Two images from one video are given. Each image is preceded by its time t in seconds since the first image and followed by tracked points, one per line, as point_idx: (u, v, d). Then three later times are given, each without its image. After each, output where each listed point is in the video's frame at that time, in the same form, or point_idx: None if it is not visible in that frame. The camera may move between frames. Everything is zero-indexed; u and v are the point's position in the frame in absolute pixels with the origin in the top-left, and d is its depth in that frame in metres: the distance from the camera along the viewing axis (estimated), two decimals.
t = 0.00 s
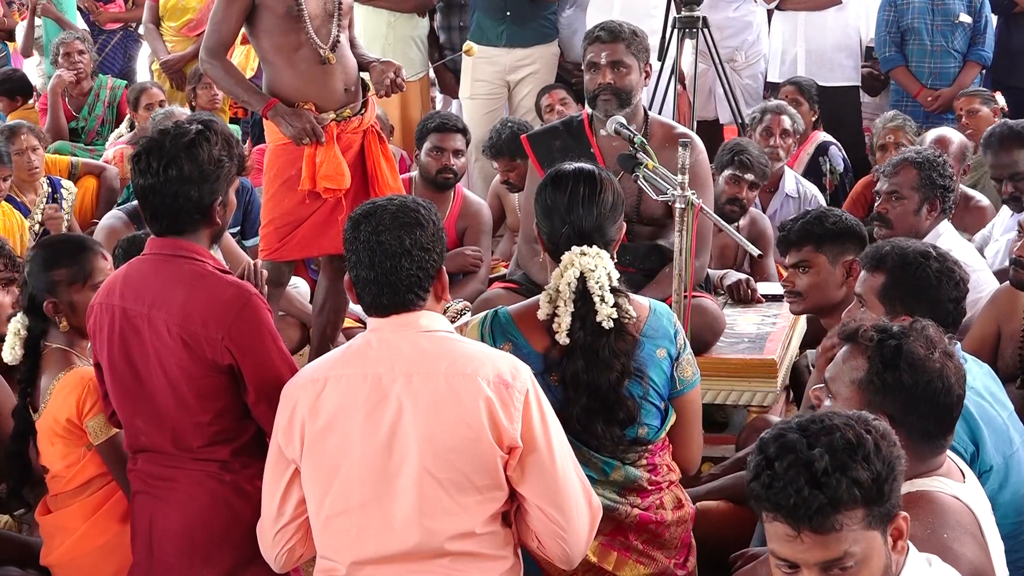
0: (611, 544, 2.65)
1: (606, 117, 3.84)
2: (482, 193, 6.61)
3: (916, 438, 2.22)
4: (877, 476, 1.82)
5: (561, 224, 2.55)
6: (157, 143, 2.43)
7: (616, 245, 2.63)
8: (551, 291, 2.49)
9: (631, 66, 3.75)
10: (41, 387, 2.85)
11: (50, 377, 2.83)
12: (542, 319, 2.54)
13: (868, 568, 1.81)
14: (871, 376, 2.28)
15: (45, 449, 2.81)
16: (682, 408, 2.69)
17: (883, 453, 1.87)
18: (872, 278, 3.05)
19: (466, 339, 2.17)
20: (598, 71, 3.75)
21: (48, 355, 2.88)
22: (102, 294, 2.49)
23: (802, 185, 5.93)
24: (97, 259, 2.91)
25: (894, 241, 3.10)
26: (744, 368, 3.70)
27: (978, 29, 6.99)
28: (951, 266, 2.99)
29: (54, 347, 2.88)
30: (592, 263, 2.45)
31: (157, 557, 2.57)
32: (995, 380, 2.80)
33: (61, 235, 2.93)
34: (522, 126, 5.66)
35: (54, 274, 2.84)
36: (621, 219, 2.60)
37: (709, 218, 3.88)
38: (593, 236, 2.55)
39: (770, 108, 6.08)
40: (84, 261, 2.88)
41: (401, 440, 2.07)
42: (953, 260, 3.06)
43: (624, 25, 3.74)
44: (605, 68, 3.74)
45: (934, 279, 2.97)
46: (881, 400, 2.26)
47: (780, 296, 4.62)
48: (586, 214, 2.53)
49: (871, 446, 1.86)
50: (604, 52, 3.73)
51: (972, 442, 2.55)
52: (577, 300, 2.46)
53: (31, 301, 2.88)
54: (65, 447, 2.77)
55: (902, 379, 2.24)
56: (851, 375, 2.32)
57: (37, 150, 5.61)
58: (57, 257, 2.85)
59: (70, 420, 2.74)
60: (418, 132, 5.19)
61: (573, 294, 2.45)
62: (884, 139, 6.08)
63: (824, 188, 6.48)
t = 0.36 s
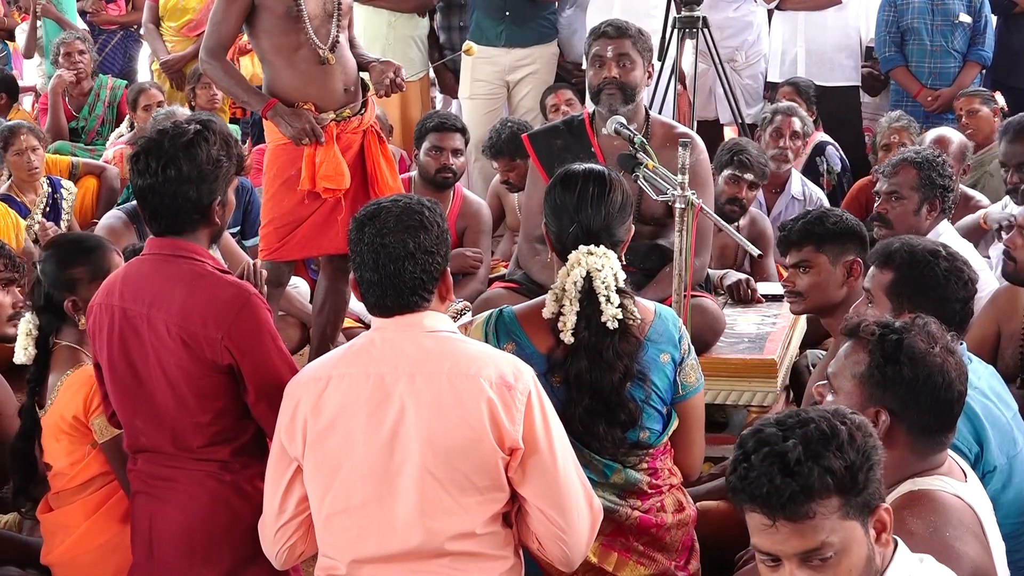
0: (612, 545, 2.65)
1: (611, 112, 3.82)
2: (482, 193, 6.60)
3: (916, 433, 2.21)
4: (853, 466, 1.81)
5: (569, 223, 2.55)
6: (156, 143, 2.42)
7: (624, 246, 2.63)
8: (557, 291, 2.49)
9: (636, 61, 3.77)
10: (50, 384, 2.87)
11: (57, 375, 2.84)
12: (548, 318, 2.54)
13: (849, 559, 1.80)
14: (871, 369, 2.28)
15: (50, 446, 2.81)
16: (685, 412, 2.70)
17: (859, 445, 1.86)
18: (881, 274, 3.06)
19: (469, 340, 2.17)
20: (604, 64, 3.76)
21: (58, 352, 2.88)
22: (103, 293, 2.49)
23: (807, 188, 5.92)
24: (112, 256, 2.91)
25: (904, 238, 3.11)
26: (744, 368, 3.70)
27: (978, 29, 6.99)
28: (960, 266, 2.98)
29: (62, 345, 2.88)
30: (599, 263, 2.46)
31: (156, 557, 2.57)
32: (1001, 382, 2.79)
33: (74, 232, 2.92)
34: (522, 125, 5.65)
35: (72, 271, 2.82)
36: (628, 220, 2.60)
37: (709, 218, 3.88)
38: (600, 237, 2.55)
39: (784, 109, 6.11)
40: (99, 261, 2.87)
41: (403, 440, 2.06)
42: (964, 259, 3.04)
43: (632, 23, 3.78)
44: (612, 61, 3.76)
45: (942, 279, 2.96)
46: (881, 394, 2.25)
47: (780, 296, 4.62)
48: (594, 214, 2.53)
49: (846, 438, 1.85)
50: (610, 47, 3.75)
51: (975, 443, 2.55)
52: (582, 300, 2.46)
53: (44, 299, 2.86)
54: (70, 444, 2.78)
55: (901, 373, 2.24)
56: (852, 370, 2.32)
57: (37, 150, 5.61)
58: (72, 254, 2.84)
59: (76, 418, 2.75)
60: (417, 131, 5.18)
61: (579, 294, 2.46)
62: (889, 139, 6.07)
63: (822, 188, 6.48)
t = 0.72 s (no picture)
0: (613, 545, 2.64)
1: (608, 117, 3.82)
2: (482, 193, 6.60)
3: (917, 430, 2.21)
4: (750, 500, 1.58)
5: (571, 222, 2.55)
6: (155, 143, 2.42)
7: (626, 246, 2.63)
8: (560, 290, 2.48)
9: (633, 66, 3.75)
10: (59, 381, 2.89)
11: (68, 373, 2.86)
12: (551, 318, 2.53)
13: None
14: (876, 362, 2.26)
15: (57, 442, 2.83)
16: (687, 413, 2.70)
17: (787, 476, 1.59)
18: (882, 274, 3.05)
19: (473, 340, 2.16)
20: (602, 71, 3.74)
21: (68, 349, 2.88)
22: (104, 292, 2.48)
23: (809, 189, 5.91)
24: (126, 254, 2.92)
25: (907, 238, 3.10)
26: (744, 367, 3.70)
27: (978, 29, 6.99)
28: (960, 269, 2.99)
29: (73, 341, 2.87)
30: (602, 262, 2.45)
31: (157, 557, 2.56)
32: (998, 381, 2.78)
33: (88, 231, 2.93)
34: (522, 125, 5.65)
35: (86, 268, 2.83)
36: (631, 219, 2.60)
37: (708, 218, 3.88)
38: (602, 236, 2.54)
39: (786, 109, 6.03)
40: (112, 260, 2.88)
41: (405, 440, 2.06)
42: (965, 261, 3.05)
43: (627, 26, 3.77)
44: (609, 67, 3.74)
45: (942, 281, 2.97)
46: (884, 389, 2.23)
47: (780, 296, 4.62)
48: (596, 214, 2.53)
49: (766, 467, 1.60)
50: (607, 53, 3.74)
51: (977, 446, 2.55)
52: (586, 299, 2.46)
53: (57, 297, 2.86)
54: (77, 440, 2.80)
55: (905, 369, 2.22)
56: (856, 363, 2.30)
57: (38, 150, 5.61)
58: (86, 252, 2.84)
59: (86, 414, 2.77)
60: (416, 131, 5.17)
61: (582, 293, 2.45)
62: (891, 138, 6.07)
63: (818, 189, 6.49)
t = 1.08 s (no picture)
0: (612, 542, 2.62)
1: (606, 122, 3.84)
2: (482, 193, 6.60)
3: (903, 425, 2.20)
4: (711, 509, 1.68)
5: (574, 222, 2.55)
6: (156, 144, 2.42)
7: (628, 245, 2.63)
8: (562, 289, 2.47)
9: (631, 69, 3.75)
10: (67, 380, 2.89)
11: (76, 373, 2.85)
12: (553, 316, 2.53)
13: None
14: (864, 354, 2.25)
15: (63, 440, 2.84)
16: (687, 411, 2.69)
17: (745, 483, 1.68)
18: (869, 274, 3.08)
19: (476, 341, 2.16)
20: (598, 74, 3.74)
21: (77, 349, 2.88)
22: (104, 292, 2.48)
23: (810, 190, 5.91)
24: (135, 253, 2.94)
25: (899, 238, 3.10)
26: (743, 367, 3.70)
27: (978, 29, 6.99)
28: (938, 271, 2.98)
29: (82, 340, 2.87)
30: (603, 262, 2.45)
31: (157, 557, 2.56)
32: (998, 381, 2.77)
33: (96, 231, 2.93)
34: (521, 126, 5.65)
35: (98, 267, 2.84)
36: (632, 219, 2.60)
37: (708, 218, 3.88)
38: (603, 235, 2.54)
39: (791, 110, 5.89)
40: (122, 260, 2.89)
41: (408, 441, 2.06)
42: (955, 266, 3.02)
43: (623, 29, 3.75)
44: (606, 71, 3.74)
45: (915, 280, 2.99)
46: (870, 380, 2.22)
47: (780, 296, 4.62)
48: (598, 213, 2.53)
49: (724, 476, 1.70)
50: (604, 56, 3.73)
51: (974, 447, 2.55)
52: (587, 298, 2.46)
53: (67, 296, 2.86)
54: (83, 438, 2.81)
55: (888, 361, 2.20)
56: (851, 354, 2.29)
57: (38, 150, 5.62)
58: (98, 252, 2.85)
59: (94, 413, 2.78)
60: (415, 130, 5.16)
61: (584, 293, 2.45)
62: (892, 139, 6.08)
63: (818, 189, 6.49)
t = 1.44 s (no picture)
0: (614, 534, 2.63)
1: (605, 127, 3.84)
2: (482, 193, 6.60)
3: (900, 424, 2.20)
4: (707, 507, 1.68)
5: (583, 222, 2.55)
6: (158, 143, 2.42)
7: (635, 245, 2.64)
8: (570, 284, 2.49)
9: (631, 76, 3.74)
10: (69, 382, 2.86)
11: (79, 375, 2.83)
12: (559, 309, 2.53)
13: None
14: (860, 351, 2.27)
15: (65, 441, 2.84)
16: (688, 411, 2.70)
17: (741, 482, 1.68)
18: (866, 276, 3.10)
19: (477, 341, 2.16)
20: (600, 83, 3.73)
21: (79, 349, 2.85)
22: (104, 292, 2.48)
23: (813, 192, 5.91)
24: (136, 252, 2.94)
25: (895, 240, 3.11)
26: (743, 368, 3.70)
27: (978, 29, 6.99)
28: (930, 274, 2.98)
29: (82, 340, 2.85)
30: (611, 259, 2.46)
31: (157, 557, 2.56)
32: (997, 381, 2.77)
33: (94, 231, 2.94)
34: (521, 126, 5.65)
35: (101, 267, 2.85)
36: (640, 219, 2.61)
37: (708, 219, 3.87)
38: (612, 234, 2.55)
39: (796, 112, 5.83)
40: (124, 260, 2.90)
41: (408, 440, 2.06)
42: (950, 269, 3.00)
43: (622, 32, 3.73)
44: (607, 80, 3.72)
45: (907, 282, 2.99)
46: (866, 377, 2.24)
47: (781, 296, 4.61)
48: (607, 213, 2.53)
49: (721, 474, 1.70)
50: (604, 66, 3.70)
51: (973, 449, 2.55)
52: (595, 294, 2.47)
53: (70, 297, 2.86)
54: (85, 439, 2.80)
55: (881, 358, 2.22)
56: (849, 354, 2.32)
57: (37, 150, 5.61)
58: (100, 252, 2.87)
59: (96, 413, 2.77)
60: (415, 129, 5.16)
61: (592, 289, 2.46)
62: (892, 138, 6.08)
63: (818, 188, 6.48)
